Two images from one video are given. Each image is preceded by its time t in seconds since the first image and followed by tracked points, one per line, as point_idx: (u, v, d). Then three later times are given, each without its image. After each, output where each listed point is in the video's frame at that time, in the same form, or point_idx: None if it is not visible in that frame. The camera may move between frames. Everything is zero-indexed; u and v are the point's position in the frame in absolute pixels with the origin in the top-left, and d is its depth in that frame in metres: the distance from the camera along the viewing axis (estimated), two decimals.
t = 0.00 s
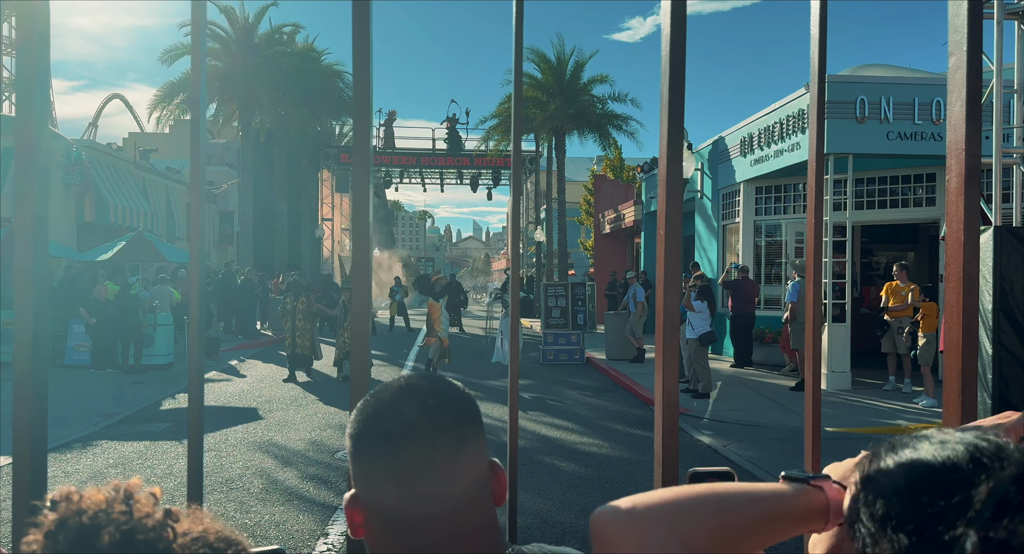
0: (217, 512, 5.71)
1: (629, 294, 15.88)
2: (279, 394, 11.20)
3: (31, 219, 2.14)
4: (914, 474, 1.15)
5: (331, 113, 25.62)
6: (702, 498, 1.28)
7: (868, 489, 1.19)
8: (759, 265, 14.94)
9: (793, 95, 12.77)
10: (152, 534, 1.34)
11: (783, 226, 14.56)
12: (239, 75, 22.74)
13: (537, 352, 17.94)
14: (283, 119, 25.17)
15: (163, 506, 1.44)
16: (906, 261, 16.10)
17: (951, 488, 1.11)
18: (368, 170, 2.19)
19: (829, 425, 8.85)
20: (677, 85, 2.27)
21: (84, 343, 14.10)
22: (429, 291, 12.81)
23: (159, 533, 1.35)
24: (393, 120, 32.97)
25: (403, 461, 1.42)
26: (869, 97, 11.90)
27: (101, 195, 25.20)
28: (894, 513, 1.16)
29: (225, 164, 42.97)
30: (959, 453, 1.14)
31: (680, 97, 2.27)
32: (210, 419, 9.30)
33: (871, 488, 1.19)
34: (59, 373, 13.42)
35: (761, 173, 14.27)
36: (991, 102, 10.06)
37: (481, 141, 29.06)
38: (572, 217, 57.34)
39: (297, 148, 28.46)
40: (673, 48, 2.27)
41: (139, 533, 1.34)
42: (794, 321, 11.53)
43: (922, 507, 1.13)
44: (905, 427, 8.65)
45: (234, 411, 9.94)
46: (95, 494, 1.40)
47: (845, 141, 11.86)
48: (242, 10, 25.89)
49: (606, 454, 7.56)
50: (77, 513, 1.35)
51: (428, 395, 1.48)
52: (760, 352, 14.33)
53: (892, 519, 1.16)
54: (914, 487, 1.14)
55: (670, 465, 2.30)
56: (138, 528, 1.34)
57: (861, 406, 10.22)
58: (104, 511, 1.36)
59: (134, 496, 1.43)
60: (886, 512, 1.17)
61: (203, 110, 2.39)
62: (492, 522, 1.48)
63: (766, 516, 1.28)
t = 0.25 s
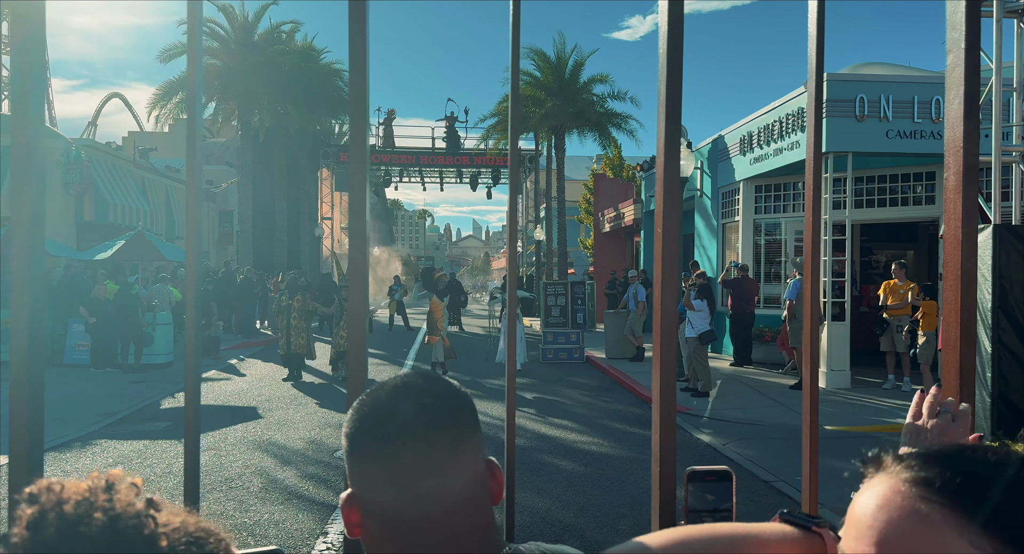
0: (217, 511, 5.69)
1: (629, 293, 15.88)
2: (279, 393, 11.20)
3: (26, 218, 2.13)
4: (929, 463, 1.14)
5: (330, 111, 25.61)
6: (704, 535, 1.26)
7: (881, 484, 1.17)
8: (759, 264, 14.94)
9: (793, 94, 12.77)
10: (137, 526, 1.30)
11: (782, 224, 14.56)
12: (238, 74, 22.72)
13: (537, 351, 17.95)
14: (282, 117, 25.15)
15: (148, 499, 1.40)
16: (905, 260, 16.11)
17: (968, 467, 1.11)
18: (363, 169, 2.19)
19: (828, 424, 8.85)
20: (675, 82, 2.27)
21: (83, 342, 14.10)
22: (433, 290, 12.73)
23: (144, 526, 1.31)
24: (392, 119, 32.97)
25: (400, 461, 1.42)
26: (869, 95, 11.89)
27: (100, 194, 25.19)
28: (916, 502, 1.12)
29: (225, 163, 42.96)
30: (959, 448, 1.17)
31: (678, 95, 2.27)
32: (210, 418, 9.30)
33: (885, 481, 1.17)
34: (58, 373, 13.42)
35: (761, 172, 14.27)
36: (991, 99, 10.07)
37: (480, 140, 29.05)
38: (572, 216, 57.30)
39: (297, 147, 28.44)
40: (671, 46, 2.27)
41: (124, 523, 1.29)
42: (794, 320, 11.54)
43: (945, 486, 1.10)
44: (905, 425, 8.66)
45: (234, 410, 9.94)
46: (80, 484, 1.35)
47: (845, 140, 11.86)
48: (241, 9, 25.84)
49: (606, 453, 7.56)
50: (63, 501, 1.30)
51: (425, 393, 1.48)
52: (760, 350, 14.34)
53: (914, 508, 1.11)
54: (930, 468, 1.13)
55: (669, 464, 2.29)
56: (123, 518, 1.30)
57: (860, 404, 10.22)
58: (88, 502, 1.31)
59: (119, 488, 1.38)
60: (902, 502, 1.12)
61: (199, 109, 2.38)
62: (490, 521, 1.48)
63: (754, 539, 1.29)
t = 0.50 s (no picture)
0: (216, 510, 5.70)
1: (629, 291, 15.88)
2: (278, 392, 11.20)
3: (23, 218, 2.12)
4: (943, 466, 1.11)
5: (329, 110, 25.58)
6: None
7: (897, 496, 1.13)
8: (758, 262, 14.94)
9: (793, 92, 12.75)
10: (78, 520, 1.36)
11: (782, 222, 14.56)
12: (238, 73, 22.70)
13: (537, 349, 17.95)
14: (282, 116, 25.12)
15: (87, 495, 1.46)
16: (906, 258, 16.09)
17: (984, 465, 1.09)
18: (362, 170, 2.18)
19: (828, 423, 8.85)
20: (672, 81, 2.26)
21: (83, 341, 14.09)
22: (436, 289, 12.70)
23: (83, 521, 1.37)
24: (392, 118, 32.95)
25: (399, 460, 1.41)
26: (869, 93, 11.88)
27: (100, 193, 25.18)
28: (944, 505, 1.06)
29: (224, 161, 42.93)
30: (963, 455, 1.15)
31: (676, 94, 2.26)
32: (209, 417, 9.29)
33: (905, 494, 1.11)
34: (58, 372, 13.41)
35: (760, 170, 14.26)
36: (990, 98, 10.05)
37: (480, 138, 29.03)
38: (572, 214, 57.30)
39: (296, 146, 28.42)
40: (669, 44, 2.26)
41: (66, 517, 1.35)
42: (794, 318, 11.53)
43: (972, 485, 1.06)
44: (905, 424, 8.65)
45: (234, 409, 9.94)
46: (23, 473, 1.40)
47: (845, 138, 11.85)
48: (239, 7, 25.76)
49: (605, 452, 7.56)
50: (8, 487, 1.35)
51: (424, 391, 1.47)
52: (760, 348, 14.34)
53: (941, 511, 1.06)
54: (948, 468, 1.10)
55: (667, 463, 2.28)
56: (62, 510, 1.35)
57: (861, 403, 10.22)
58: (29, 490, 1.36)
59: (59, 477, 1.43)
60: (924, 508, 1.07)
61: (196, 108, 2.37)
62: (489, 521, 1.47)
63: None
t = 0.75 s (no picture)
0: (217, 508, 5.70)
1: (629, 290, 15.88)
2: (278, 391, 11.20)
3: (23, 217, 2.12)
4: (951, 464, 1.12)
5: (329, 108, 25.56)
6: None
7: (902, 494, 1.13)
8: (759, 261, 14.93)
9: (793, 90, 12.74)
10: (34, 515, 1.39)
11: (783, 221, 14.56)
12: (238, 72, 22.69)
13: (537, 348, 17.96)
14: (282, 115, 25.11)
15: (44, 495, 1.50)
16: (905, 256, 16.09)
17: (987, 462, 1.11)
18: (362, 169, 2.17)
19: (828, 421, 8.85)
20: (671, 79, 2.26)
21: (83, 340, 14.09)
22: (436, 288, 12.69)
23: (40, 517, 1.40)
24: (392, 117, 32.94)
25: (399, 458, 1.41)
26: (869, 92, 11.87)
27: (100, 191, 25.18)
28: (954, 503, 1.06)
29: (225, 160, 42.91)
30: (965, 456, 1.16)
31: (675, 92, 2.26)
32: (210, 416, 9.29)
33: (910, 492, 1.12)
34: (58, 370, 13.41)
35: (760, 168, 14.26)
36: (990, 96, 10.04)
37: (480, 137, 29.02)
38: (572, 213, 57.31)
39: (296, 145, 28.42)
40: (668, 42, 2.26)
41: (22, 510, 1.38)
42: (794, 317, 11.54)
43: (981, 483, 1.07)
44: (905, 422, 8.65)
45: (234, 407, 9.94)
46: None
47: (845, 136, 11.84)
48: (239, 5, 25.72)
49: (605, 450, 7.56)
50: None
51: (424, 390, 1.47)
52: (760, 347, 14.34)
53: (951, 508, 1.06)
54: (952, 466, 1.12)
55: (666, 460, 2.28)
56: (19, 504, 1.39)
57: (861, 401, 10.22)
58: None
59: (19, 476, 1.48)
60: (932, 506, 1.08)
61: (195, 108, 2.36)
62: (489, 519, 1.47)
63: None
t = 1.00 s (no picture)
0: (217, 507, 5.71)
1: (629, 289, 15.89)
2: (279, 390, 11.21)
3: (22, 216, 2.12)
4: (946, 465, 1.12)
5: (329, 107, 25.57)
6: None
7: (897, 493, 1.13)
8: (759, 260, 14.93)
9: (793, 89, 12.74)
10: (37, 514, 1.40)
11: (783, 220, 14.55)
12: (238, 71, 22.69)
13: (537, 347, 17.97)
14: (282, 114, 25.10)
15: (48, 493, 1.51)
16: (906, 255, 16.08)
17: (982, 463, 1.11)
18: (361, 168, 2.17)
19: (829, 420, 8.84)
20: (672, 77, 2.26)
21: (84, 339, 14.09)
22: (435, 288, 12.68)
23: (43, 516, 1.42)
24: (392, 116, 32.94)
25: (400, 454, 1.41)
26: (869, 90, 11.86)
27: (100, 190, 25.20)
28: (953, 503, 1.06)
29: (225, 159, 42.90)
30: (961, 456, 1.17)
31: (675, 90, 2.26)
32: (210, 415, 9.31)
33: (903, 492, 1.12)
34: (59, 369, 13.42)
35: (761, 167, 14.25)
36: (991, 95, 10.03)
37: (480, 136, 29.02)
38: (573, 212, 57.30)
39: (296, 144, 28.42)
40: (668, 41, 2.26)
41: (22, 508, 1.39)
42: (795, 316, 11.55)
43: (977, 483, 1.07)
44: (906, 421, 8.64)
45: (235, 406, 9.95)
46: None
47: (845, 135, 11.83)
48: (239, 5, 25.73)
49: (605, 450, 7.56)
50: None
51: (426, 388, 1.47)
52: (760, 346, 14.35)
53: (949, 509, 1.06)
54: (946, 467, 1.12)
55: (666, 460, 2.29)
56: (23, 502, 1.40)
57: (861, 401, 10.21)
58: None
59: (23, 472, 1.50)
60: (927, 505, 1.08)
61: (195, 107, 2.37)
62: (490, 517, 1.47)
63: None
